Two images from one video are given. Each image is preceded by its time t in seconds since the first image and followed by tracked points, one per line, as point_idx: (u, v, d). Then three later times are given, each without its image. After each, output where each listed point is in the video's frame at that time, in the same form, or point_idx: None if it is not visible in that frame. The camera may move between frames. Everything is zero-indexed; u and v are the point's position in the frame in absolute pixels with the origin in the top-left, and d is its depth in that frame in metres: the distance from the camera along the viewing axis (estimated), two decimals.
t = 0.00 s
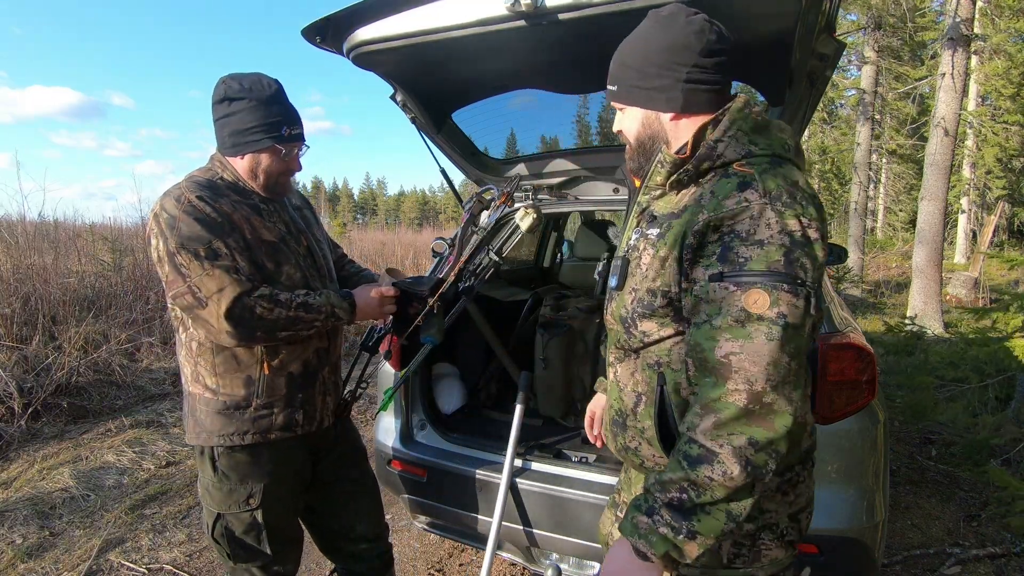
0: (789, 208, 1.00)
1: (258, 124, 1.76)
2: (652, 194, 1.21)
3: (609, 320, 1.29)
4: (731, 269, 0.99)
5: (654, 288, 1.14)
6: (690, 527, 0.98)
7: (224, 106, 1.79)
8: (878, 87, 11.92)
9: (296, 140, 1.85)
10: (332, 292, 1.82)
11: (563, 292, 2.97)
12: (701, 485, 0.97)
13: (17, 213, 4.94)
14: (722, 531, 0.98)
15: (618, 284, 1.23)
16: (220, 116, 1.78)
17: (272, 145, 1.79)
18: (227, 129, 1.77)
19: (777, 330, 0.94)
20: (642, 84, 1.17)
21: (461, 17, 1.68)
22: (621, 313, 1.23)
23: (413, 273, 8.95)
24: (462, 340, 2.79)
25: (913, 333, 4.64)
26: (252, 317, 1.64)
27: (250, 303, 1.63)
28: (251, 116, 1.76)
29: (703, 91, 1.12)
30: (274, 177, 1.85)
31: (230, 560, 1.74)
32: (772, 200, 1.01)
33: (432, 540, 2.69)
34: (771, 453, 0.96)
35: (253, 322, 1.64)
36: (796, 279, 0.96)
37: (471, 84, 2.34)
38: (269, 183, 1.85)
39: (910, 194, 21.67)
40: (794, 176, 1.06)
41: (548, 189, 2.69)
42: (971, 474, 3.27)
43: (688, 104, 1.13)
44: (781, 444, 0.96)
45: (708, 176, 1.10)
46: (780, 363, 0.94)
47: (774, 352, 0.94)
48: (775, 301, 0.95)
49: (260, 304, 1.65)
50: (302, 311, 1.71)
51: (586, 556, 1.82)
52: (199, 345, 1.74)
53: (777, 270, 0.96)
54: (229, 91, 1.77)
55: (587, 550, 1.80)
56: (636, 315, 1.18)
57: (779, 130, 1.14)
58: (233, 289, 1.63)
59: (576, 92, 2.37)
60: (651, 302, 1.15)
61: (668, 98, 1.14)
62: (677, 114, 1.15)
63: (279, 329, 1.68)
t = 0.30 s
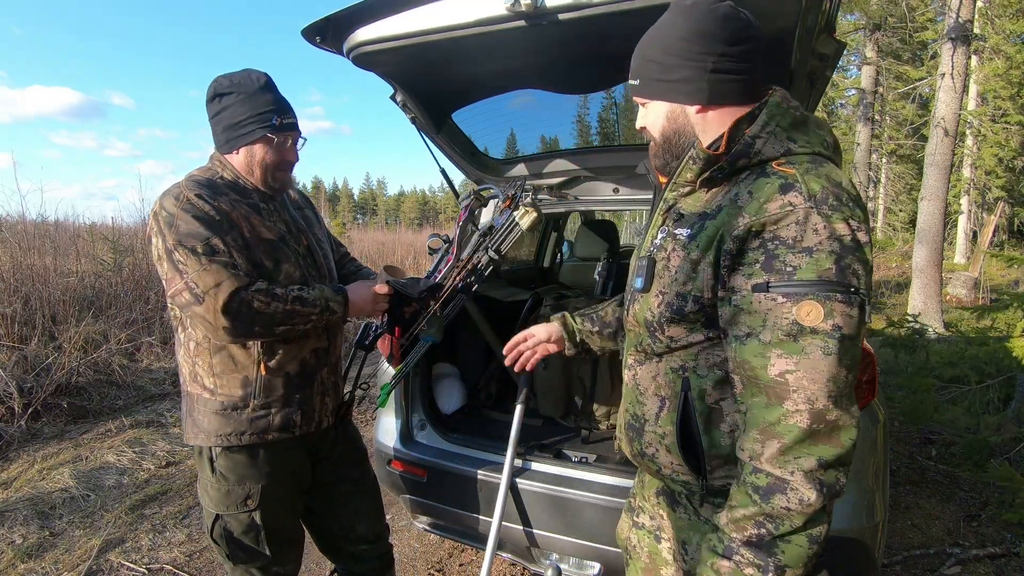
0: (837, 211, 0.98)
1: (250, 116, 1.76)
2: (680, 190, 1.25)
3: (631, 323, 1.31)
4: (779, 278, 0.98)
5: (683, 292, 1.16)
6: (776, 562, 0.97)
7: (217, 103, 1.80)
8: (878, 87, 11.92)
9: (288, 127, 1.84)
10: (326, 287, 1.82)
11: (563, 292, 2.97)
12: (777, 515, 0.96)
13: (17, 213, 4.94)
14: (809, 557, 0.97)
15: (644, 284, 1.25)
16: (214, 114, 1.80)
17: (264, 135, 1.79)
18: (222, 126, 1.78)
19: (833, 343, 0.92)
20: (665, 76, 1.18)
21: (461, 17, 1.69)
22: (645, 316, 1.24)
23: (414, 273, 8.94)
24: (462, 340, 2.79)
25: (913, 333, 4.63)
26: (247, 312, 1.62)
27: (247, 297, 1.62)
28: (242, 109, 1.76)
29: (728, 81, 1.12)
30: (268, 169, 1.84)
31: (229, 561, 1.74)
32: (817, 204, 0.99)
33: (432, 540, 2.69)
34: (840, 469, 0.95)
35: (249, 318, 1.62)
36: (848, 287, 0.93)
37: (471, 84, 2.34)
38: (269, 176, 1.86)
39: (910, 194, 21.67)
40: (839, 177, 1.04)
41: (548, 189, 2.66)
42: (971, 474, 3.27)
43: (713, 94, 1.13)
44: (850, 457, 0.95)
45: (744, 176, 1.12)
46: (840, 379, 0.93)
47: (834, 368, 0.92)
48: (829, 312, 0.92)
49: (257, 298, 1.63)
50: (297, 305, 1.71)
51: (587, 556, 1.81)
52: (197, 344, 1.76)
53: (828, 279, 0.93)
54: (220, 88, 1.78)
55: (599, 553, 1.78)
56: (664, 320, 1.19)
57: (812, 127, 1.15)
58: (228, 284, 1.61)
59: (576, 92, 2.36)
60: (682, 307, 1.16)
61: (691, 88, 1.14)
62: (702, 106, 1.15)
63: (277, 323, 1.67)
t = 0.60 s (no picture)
0: (849, 209, 0.97)
1: (241, 110, 1.78)
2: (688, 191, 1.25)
3: (639, 322, 1.31)
4: (791, 277, 0.97)
5: (694, 291, 1.16)
6: (798, 563, 0.97)
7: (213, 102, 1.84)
8: (877, 87, 11.92)
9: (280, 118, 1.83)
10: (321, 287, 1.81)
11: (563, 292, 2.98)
12: (798, 515, 0.96)
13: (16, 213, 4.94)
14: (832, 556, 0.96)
15: (654, 283, 1.24)
16: (210, 113, 1.83)
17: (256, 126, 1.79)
18: (216, 122, 1.81)
19: (848, 340, 0.92)
20: (668, 80, 1.18)
21: (461, 17, 1.68)
22: (655, 315, 1.24)
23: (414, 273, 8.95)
24: (462, 340, 2.79)
25: (913, 334, 4.64)
26: (238, 315, 1.61)
27: (238, 301, 1.61)
28: (234, 104, 1.78)
29: (730, 83, 1.13)
30: (263, 163, 1.84)
31: (229, 561, 1.74)
32: (830, 202, 0.98)
33: (432, 540, 2.69)
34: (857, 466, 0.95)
35: (241, 321, 1.62)
36: (863, 285, 0.93)
37: (471, 85, 2.34)
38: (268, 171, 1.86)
39: (910, 194, 21.68)
40: (851, 176, 1.04)
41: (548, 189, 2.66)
42: (971, 474, 3.27)
43: (716, 96, 1.13)
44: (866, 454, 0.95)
45: (756, 174, 1.13)
46: (856, 374, 0.93)
47: (849, 364, 0.92)
48: (843, 309, 0.92)
49: (248, 302, 1.62)
50: (291, 307, 1.69)
51: (588, 556, 1.81)
52: (197, 344, 1.76)
53: (843, 278, 0.93)
54: (214, 85, 1.81)
55: (609, 556, 1.77)
56: (673, 319, 1.20)
57: (814, 127, 1.15)
58: (222, 287, 1.61)
59: (577, 92, 2.36)
60: (692, 306, 1.16)
61: (695, 91, 1.15)
62: (705, 108, 1.16)
63: (269, 326, 1.66)
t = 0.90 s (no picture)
0: (841, 200, 0.99)
1: (283, 118, 1.81)
2: (685, 188, 1.24)
3: (635, 319, 1.31)
4: (782, 264, 0.98)
5: (688, 284, 1.14)
6: (745, 538, 0.98)
7: (241, 102, 1.78)
8: (877, 87, 11.92)
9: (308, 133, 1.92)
10: (302, 283, 1.78)
11: (563, 292, 2.98)
12: (756, 492, 0.97)
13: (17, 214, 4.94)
14: (779, 540, 0.98)
15: (649, 279, 1.22)
16: (238, 112, 1.77)
17: (293, 139, 1.86)
18: (249, 125, 1.78)
19: (834, 327, 0.93)
20: (666, 77, 1.19)
21: (461, 16, 1.68)
22: (651, 310, 1.23)
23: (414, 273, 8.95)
24: (462, 340, 2.79)
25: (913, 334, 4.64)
26: (214, 320, 1.59)
27: (216, 305, 1.60)
28: (273, 111, 1.79)
29: (729, 81, 1.13)
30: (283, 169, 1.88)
31: (230, 559, 1.73)
32: (822, 192, 0.99)
33: (432, 540, 2.69)
34: (830, 458, 0.95)
35: (217, 325, 1.59)
36: (852, 275, 0.94)
37: (471, 85, 2.34)
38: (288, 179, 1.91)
39: (910, 194, 21.69)
40: (844, 170, 1.04)
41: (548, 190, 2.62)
42: (971, 474, 3.27)
43: (713, 95, 1.14)
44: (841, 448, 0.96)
45: (751, 170, 1.11)
46: (840, 363, 0.93)
47: (834, 352, 0.93)
48: (831, 297, 0.93)
49: (226, 305, 1.61)
50: (270, 308, 1.67)
51: (588, 556, 1.81)
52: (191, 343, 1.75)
53: (830, 266, 0.94)
54: (248, 86, 1.77)
55: (609, 557, 1.77)
56: (668, 314, 1.18)
57: (814, 126, 1.14)
58: (204, 289, 1.60)
59: (576, 92, 2.36)
60: (686, 299, 1.14)
61: (691, 88, 1.15)
62: (702, 105, 1.16)
63: (248, 328, 1.64)
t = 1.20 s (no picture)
0: (806, 196, 0.99)
1: (285, 123, 1.82)
2: (670, 189, 1.29)
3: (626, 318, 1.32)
4: (747, 262, 0.99)
5: (662, 283, 1.15)
6: (746, 548, 0.99)
7: (245, 107, 1.77)
8: (877, 87, 11.92)
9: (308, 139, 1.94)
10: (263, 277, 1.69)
11: (563, 292, 2.98)
12: (745, 499, 0.99)
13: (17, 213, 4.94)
14: (782, 546, 0.98)
15: (633, 278, 1.26)
16: (242, 116, 1.76)
17: (297, 144, 1.88)
18: (255, 129, 1.77)
19: (798, 323, 0.94)
20: (662, 76, 1.19)
21: (461, 17, 1.68)
22: (633, 308, 1.24)
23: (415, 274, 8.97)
24: (462, 340, 2.79)
25: (913, 334, 4.64)
26: (166, 320, 1.54)
27: (168, 305, 1.55)
28: (279, 117, 1.81)
29: (726, 81, 1.13)
30: (284, 174, 1.89)
31: (221, 556, 1.74)
32: (787, 189, 1.01)
33: (432, 540, 2.69)
34: (811, 452, 0.98)
35: (170, 326, 1.54)
36: (817, 271, 0.95)
37: (472, 84, 2.34)
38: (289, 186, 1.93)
39: (910, 194, 21.69)
40: (814, 167, 1.04)
41: (548, 190, 2.65)
42: (971, 474, 3.27)
43: (708, 93, 1.14)
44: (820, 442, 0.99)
45: (725, 169, 1.13)
46: (807, 359, 0.94)
47: (800, 349, 0.94)
48: (794, 293, 0.94)
49: (178, 304, 1.55)
50: (225, 304, 1.58)
51: (589, 557, 1.81)
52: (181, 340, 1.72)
53: (793, 262, 0.95)
54: (252, 93, 1.78)
55: (610, 556, 1.77)
56: (646, 311, 1.19)
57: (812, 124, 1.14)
58: (159, 290, 1.56)
59: (577, 92, 2.36)
60: (659, 296, 1.15)
61: (687, 87, 1.15)
62: (698, 104, 1.16)
63: (204, 327, 1.57)
